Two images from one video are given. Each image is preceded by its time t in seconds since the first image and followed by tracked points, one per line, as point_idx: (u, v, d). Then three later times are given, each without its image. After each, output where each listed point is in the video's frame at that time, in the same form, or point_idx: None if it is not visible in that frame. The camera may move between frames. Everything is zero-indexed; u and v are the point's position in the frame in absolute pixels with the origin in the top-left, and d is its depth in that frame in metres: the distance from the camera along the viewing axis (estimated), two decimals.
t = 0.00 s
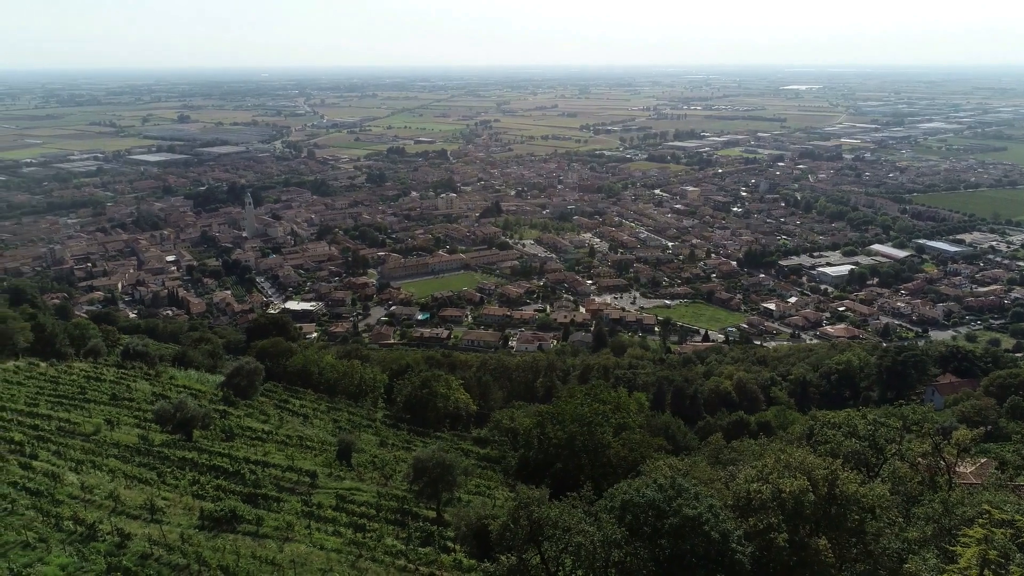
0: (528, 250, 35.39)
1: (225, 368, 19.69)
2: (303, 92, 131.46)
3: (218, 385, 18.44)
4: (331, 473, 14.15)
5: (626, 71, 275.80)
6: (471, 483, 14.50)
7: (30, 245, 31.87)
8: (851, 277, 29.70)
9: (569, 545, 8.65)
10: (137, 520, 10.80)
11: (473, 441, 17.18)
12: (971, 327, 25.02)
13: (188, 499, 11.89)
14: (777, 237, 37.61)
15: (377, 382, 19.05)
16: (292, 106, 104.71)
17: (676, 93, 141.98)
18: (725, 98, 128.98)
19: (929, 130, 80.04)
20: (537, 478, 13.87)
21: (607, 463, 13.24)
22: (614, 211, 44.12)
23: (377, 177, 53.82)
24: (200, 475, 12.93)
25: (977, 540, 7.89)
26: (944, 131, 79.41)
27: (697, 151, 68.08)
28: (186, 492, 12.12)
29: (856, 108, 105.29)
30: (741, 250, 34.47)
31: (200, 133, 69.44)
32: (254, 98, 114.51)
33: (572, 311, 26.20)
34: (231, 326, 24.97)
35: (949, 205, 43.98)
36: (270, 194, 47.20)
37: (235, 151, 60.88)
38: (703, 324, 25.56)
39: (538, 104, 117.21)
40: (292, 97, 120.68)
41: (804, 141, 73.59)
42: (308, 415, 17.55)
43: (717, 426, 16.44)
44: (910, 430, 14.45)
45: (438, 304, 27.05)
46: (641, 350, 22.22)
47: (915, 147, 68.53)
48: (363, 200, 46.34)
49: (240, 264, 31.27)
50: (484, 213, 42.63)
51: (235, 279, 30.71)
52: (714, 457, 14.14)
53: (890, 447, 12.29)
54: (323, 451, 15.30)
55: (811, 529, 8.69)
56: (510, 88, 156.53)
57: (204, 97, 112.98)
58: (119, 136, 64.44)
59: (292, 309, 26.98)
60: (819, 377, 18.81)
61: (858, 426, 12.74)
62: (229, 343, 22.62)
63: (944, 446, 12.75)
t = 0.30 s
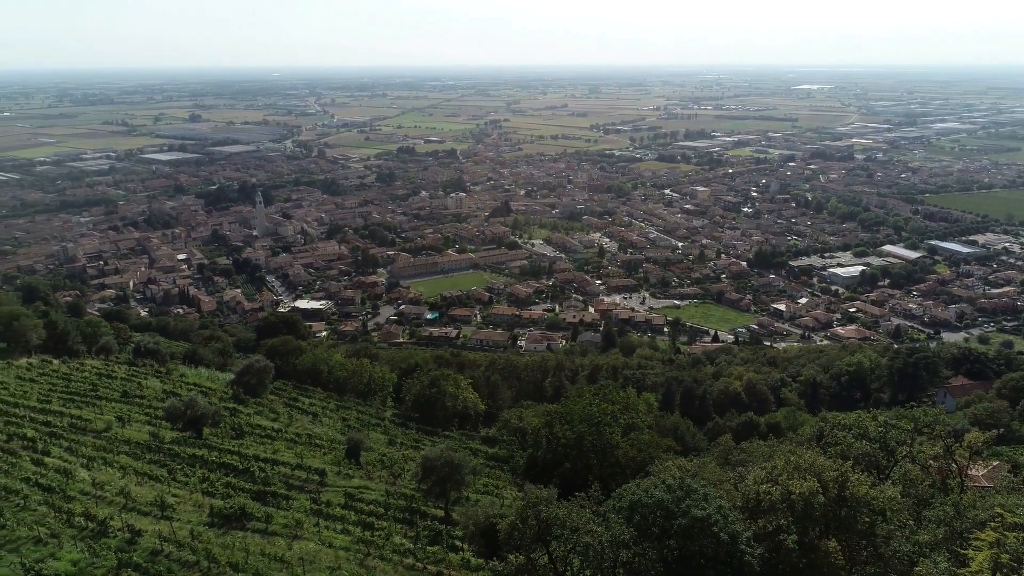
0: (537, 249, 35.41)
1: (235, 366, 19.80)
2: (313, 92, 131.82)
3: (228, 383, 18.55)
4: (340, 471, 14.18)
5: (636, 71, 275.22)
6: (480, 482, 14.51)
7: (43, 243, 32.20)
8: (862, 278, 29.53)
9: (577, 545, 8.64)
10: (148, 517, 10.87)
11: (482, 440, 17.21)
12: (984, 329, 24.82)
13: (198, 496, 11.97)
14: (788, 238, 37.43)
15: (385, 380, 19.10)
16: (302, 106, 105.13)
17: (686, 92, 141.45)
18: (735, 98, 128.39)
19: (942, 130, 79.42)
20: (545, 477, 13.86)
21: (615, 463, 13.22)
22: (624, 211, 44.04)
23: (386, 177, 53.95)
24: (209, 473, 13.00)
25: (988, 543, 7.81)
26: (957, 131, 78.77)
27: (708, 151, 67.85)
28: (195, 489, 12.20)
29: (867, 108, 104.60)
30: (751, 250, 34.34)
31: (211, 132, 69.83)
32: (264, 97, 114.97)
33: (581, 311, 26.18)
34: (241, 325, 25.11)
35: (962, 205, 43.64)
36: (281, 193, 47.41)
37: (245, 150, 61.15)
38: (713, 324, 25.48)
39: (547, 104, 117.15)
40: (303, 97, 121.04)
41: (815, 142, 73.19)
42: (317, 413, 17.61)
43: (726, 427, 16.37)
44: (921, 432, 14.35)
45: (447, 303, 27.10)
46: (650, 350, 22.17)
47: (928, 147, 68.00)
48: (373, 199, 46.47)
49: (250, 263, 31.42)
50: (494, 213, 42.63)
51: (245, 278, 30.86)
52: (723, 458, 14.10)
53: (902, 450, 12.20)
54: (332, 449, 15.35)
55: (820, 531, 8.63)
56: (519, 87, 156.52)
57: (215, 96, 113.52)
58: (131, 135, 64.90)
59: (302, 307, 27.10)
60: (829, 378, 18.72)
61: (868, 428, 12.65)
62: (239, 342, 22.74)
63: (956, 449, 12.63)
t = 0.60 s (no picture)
0: (546, 249, 35.42)
1: (245, 364, 19.90)
2: (323, 91, 132.23)
3: (237, 380, 18.65)
4: (348, 469, 14.23)
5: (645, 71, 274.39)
6: (487, 481, 14.53)
7: (56, 241, 32.50)
8: (873, 279, 29.38)
9: (585, 545, 8.61)
10: (158, 513, 10.94)
11: (490, 439, 17.24)
12: (996, 331, 24.64)
13: (207, 493, 12.03)
14: (798, 238, 37.26)
15: (394, 379, 19.14)
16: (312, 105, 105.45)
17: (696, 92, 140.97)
18: (745, 98, 127.81)
19: (955, 131, 78.81)
20: (552, 477, 13.86)
21: (624, 463, 13.21)
22: (633, 211, 43.95)
23: (396, 176, 54.08)
24: (219, 470, 13.07)
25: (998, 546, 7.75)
26: (970, 131, 78.17)
27: (717, 151, 67.66)
28: (205, 486, 12.26)
29: (879, 108, 103.90)
30: (761, 251, 34.21)
31: (221, 131, 70.22)
32: (275, 97, 115.43)
33: (590, 311, 26.16)
34: (251, 323, 25.24)
35: (975, 206, 43.30)
36: (290, 192, 47.61)
37: (255, 150, 61.42)
38: (722, 325, 25.40)
39: (557, 104, 117.02)
40: (313, 96, 121.39)
41: (826, 142, 72.81)
42: (326, 412, 17.68)
43: (735, 428, 16.33)
44: (932, 434, 14.26)
45: (455, 303, 27.14)
46: (659, 350, 22.13)
47: (940, 147, 67.51)
48: (382, 199, 46.62)
49: (260, 261, 31.58)
50: (503, 212, 42.65)
51: (255, 276, 31.02)
52: (732, 458, 14.05)
53: (912, 451, 12.13)
54: (341, 448, 15.40)
55: (830, 533, 8.60)
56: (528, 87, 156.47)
57: (225, 96, 114.16)
58: (142, 134, 65.33)
59: (311, 306, 27.23)
60: (839, 379, 18.66)
61: (879, 429, 12.59)
62: (249, 340, 22.85)
63: (968, 451, 12.54)
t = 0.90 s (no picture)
0: (554, 249, 35.41)
1: (253, 362, 19.99)
2: (332, 91, 132.53)
3: (246, 379, 18.73)
4: (356, 468, 14.28)
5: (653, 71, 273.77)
6: (494, 481, 14.53)
7: (67, 239, 32.76)
8: (883, 280, 29.25)
9: (592, 545, 8.59)
10: (166, 510, 11.00)
11: (497, 439, 17.25)
12: (1007, 332, 24.48)
13: (216, 490, 12.09)
14: (807, 238, 37.11)
15: (401, 378, 19.19)
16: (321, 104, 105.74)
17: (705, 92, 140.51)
18: (754, 97, 127.24)
19: (967, 131, 78.27)
20: (560, 477, 13.84)
21: (631, 463, 13.19)
22: (642, 211, 43.89)
23: (404, 176, 54.20)
24: (227, 468, 13.13)
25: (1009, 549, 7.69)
26: (982, 132, 77.60)
27: (726, 151, 67.46)
28: (214, 484, 12.31)
29: (890, 108, 103.27)
30: (770, 251, 34.08)
31: (231, 130, 70.53)
32: (284, 96, 115.85)
33: (597, 311, 26.14)
34: (259, 322, 25.35)
35: (986, 207, 42.99)
36: (299, 191, 47.79)
37: (264, 149, 61.66)
38: (730, 325, 25.34)
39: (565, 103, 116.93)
40: (322, 96, 121.71)
41: (836, 142, 72.47)
42: (334, 410, 17.73)
43: (743, 429, 16.28)
44: (942, 436, 14.18)
45: (463, 302, 27.17)
46: (667, 351, 22.09)
47: (951, 148, 67.07)
48: (391, 198, 46.73)
49: (269, 260, 31.71)
50: (511, 212, 42.66)
51: (264, 275, 31.14)
52: (740, 459, 14.01)
53: (922, 453, 12.06)
54: (348, 447, 15.44)
55: (839, 534, 8.56)
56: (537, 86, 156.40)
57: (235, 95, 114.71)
58: (152, 133, 65.74)
59: (319, 304, 27.32)
60: (848, 381, 18.58)
61: (888, 431, 12.53)
62: (257, 338, 22.96)
63: (978, 453, 12.45)
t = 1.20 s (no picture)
0: (561, 249, 35.39)
1: (261, 361, 20.08)
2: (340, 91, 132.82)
3: (254, 377, 18.81)
4: (362, 466, 14.31)
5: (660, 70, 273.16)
6: (501, 480, 14.54)
7: (77, 238, 32.99)
8: (892, 281, 29.12)
9: (600, 544, 8.57)
10: (174, 508, 11.06)
11: (503, 438, 17.27)
12: (1017, 334, 24.31)
13: (224, 489, 12.14)
14: (816, 239, 36.97)
15: (408, 377, 19.22)
16: (329, 104, 105.96)
17: (713, 91, 140.08)
18: (763, 97, 126.71)
19: (977, 131, 77.76)
20: (566, 476, 13.85)
21: (638, 464, 13.19)
22: (650, 211, 43.81)
23: (412, 175, 54.28)
24: (234, 466, 13.18)
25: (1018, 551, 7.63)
26: (993, 132, 77.02)
27: (734, 150, 67.29)
28: (222, 482, 12.36)
29: (899, 108, 102.69)
30: (778, 252, 33.96)
31: (239, 129, 70.82)
32: (292, 96, 116.16)
33: (604, 311, 26.12)
34: (267, 320, 25.45)
35: (997, 207, 42.68)
36: (307, 190, 47.92)
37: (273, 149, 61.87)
38: (738, 326, 25.27)
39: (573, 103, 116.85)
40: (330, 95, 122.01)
41: (844, 142, 72.15)
42: (341, 409, 17.78)
43: (751, 430, 16.24)
44: (952, 438, 14.10)
45: (470, 302, 27.19)
46: (674, 351, 22.06)
47: (962, 148, 66.64)
48: (399, 197, 46.81)
49: (277, 259, 31.83)
50: (519, 212, 42.65)
51: (272, 274, 31.26)
52: (748, 460, 13.97)
53: (931, 455, 11.98)
54: (355, 445, 15.48)
55: (846, 536, 8.54)
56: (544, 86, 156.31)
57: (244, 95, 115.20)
58: (162, 132, 66.08)
59: (327, 304, 27.40)
60: (857, 382, 18.50)
61: (897, 433, 12.46)
62: (265, 337, 23.05)
63: (988, 455, 12.36)
